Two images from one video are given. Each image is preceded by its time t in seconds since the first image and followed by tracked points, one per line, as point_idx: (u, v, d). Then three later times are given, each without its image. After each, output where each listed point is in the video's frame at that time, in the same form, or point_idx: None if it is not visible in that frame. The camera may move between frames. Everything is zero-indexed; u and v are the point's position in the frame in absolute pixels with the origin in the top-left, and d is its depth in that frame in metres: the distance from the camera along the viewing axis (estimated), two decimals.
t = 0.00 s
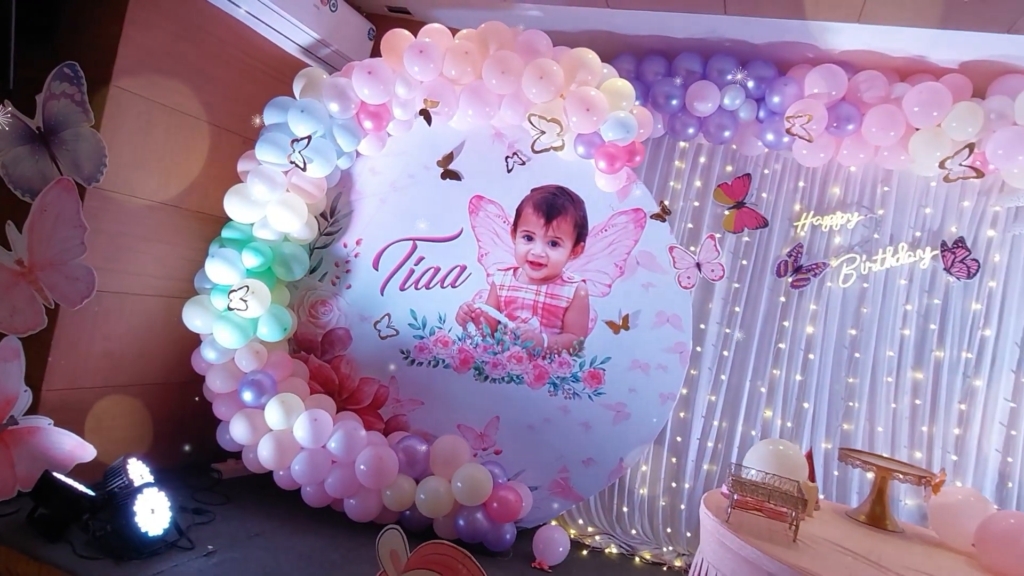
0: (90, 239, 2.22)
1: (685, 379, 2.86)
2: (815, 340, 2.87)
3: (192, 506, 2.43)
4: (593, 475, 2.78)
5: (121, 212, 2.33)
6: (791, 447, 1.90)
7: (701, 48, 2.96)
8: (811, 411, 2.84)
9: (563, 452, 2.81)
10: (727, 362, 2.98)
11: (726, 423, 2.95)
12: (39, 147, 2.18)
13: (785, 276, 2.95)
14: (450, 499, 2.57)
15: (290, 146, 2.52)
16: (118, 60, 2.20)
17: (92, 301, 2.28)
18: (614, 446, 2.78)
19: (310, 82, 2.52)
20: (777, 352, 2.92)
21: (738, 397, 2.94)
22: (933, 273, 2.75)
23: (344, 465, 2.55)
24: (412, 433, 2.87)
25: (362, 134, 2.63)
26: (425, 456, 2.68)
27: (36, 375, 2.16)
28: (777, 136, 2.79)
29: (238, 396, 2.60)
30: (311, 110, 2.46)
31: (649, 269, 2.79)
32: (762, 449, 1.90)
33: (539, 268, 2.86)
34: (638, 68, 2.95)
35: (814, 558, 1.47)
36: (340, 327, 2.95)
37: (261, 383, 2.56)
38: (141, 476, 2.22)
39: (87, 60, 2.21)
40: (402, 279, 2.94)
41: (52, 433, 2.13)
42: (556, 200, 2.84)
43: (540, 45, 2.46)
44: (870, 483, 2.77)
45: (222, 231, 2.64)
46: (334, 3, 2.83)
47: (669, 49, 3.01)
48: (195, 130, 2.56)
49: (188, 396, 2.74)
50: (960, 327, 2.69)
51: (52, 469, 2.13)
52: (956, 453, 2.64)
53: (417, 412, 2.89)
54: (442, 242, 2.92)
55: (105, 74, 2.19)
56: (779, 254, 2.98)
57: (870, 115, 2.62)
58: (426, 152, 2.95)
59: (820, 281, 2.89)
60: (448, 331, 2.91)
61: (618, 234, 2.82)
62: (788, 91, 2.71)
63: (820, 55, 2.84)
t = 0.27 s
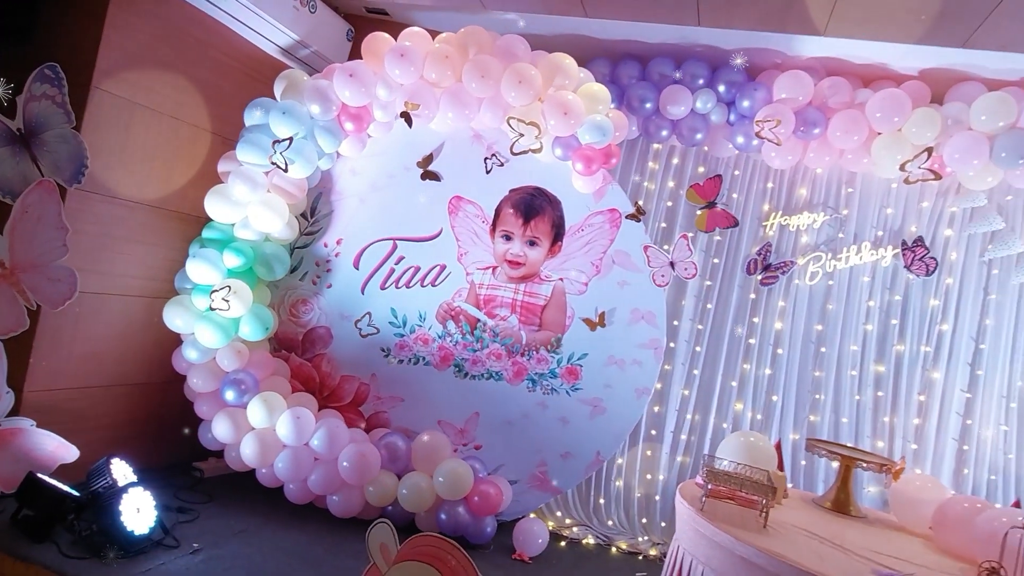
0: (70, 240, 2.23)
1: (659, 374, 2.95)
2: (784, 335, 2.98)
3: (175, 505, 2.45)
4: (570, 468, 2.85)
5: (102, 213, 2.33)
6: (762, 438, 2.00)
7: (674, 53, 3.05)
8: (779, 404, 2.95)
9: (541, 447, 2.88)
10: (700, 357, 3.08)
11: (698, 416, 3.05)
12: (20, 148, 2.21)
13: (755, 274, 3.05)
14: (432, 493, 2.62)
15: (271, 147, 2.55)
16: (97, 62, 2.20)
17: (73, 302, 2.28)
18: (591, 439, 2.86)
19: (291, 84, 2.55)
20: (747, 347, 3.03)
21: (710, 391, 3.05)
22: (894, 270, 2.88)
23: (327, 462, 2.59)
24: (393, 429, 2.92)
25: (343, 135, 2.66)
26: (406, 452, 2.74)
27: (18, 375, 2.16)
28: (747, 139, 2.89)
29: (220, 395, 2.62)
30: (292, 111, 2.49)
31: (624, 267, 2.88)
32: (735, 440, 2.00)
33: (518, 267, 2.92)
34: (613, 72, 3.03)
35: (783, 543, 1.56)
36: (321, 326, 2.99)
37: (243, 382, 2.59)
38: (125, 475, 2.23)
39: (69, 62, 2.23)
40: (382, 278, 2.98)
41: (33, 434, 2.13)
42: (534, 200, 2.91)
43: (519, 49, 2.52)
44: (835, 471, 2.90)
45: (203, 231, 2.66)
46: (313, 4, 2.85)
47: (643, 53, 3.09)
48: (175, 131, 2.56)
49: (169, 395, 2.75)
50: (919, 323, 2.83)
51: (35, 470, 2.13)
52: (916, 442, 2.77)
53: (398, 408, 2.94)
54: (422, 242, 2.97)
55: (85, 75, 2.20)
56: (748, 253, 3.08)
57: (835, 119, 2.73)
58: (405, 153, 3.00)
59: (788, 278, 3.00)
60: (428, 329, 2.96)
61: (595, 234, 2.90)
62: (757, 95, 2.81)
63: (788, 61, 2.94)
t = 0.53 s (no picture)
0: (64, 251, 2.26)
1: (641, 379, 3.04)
2: (760, 341, 3.08)
3: (167, 511, 2.49)
4: (555, 471, 2.93)
5: (94, 224, 2.37)
6: (739, 442, 2.09)
7: (655, 67, 3.13)
8: (756, 408, 3.05)
9: (526, 450, 2.96)
10: (680, 363, 3.17)
11: (678, 420, 3.14)
12: (16, 161, 2.24)
13: (733, 281, 3.14)
14: (421, 497, 2.68)
15: (262, 159, 2.60)
16: (91, 75, 2.24)
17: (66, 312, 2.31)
18: (574, 443, 2.94)
19: (282, 98, 2.60)
20: (726, 352, 3.12)
21: (690, 395, 3.14)
22: (866, 278, 3.00)
23: (317, 468, 2.64)
24: (381, 434, 2.98)
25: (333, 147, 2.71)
26: (395, 456, 2.80)
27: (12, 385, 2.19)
28: (726, 151, 2.97)
29: (211, 402, 2.67)
30: (283, 124, 2.54)
31: (606, 275, 2.96)
32: (714, 444, 2.09)
33: (504, 275, 3.00)
34: (596, 84, 3.11)
35: (758, 542, 1.65)
36: (310, 333, 3.04)
37: (234, 389, 2.63)
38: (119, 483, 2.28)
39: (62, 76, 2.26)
40: (371, 286, 3.04)
41: (27, 442, 2.16)
42: (519, 211, 2.99)
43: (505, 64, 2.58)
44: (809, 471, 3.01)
45: (194, 241, 2.70)
46: (301, 16, 2.90)
47: (625, 66, 3.17)
48: (167, 142, 2.60)
49: (160, 403, 2.79)
50: (889, 329, 2.95)
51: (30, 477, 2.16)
52: (886, 443, 2.89)
53: (387, 414, 3.00)
54: (409, 250, 3.04)
55: (78, 89, 2.24)
56: (727, 261, 3.18)
57: (810, 133, 2.83)
58: (394, 163, 3.07)
59: (765, 286, 3.10)
60: (416, 335, 3.03)
61: (578, 243, 2.98)
62: (735, 109, 2.90)
63: (764, 76, 3.04)
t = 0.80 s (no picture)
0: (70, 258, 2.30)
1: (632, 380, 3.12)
2: (747, 342, 3.18)
3: (170, 512, 2.54)
4: (548, 470, 3.01)
5: (97, 230, 2.41)
6: (728, 440, 2.17)
7: (645, 76, 3.21)
8: (743, 407, 3.15)
9: (521, 450, 3.03)
10: (670, 364, 3.26)
11: (668, 420, 3.22)
12: (21, 168, 2.21)
13: (721, 285, 3.24)
14: (418, 496, 2.75)
15: (262, 166, 2.65)
16: (95, 85, 2.28)
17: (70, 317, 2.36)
18: (567, 443, 3.02)
19: (281, 106, 2.64)
20: (714, 353, 3.21)
21: (679, 395, 3.22)
22: (848, 281, 3.10)
23: (317, 468, 2.70)
24: (379, 435, 3.04)
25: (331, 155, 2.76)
26: (393, 457, 2.86)
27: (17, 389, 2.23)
28: (713, 158, 3.06)
29: (212, 405, 2.72)
30: (283, 132, 2.59)
31: (598, 279, 3.04)
32: (704, 442, 2.17)
33: (498, 279, 3.07)
34: (588, 93, 3.18)
35: (746, 535, 1.73)
36: (308, 337, 3.10)
37: (235, 392, 2.69)
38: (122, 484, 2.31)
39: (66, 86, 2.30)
40: (368, 291, 3.11)
41: (33, 446, 2.18)
42: (513, 217, 3.06)
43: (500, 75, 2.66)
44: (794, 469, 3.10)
45: (194, 247, 2.75)
46: (300, 26, 2.96)
47: (615, 76, 3.25)
48: (168, 150, 2.65)
49: (159, 406, 2.83)
50: (871, 330, 3.05)
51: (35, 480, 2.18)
52: (867, 441, 2.99)
53: (384, 415, 3.06)
54: (406, 256, 3.11)
55: (83, 98, 2.28)
56: (715, 265, 3.27)
57: (794, 142, 2.92)
58: (391, 170, 3.14)
59: (751, 289, 3.20)
60: (412, 339, 3.09)
61: (571, 248, 3.06)
62: (722, 118, 2.98)
63: (751, 86, 3.13)
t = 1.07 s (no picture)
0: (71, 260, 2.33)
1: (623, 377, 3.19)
2: (736, 341, 3.25)
3: (170, 511, 2.58)
4: (542, 466, 3.06)
5: (98, 232, 2.44)
6: (719, 436, 2.25)
7: (636, 81, 3.27)
8: (732, 404, 3.22)
9: (515, 447, 3.09)
10: (661, 362, 3.32)
11: (659, 417, 3.29)
12: (23, 171, 2.23)
13: (710, 284, 3.30)
14: (415, 493, 2.79)
15: (260, 169, 2.67)
16: (96, 88, 2.31)
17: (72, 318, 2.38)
18: (561, 440, 3.08)
19: (280, 109, 2.68)
20: (703, 352, 3.28)
21: (670, 393, 3.29)
22: (833, 281, 3.18)
23: (316, 467, 2.74)
24: (375, 434, 3.09)
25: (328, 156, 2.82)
26: (390, 455, 2.90)
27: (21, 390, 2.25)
28: (703, 161, 3.12)
29: (211, 405, 2.75)
30: (282, 135, 2.62)
31: (591, 280, 3.11)
32: (696, 438, 2.25)
33: (493, 280, 3.13)
34: (580, 96, 3.23)
35: (737, 527, 1.81)
36: (305, 337, 3.15)
37: (234, 392, 2.72)
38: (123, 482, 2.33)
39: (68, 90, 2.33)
40: (365, 291, 3.16)
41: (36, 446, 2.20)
42: (508, 218, 3.12)
43: (496, 79, 2.71)
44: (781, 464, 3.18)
45: (192, 248, 2.78)
46: (296, 29, 2.99)
47: (607, 80, 3.31)
48: (166, 152, 2.68)
49: (157, 406, 2.87)
50: (855, 328, 3.14)
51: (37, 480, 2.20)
52: (852, 436, 3.07)
53: (380, 414, 3.11)
54: (401, 257, 3.16)
55: (83, 101, 2.30)
56: (704, 265, 3.34)
57: (781, 145, 2.98)
58: (387, 173, 3.19)
59: (739, 289, 3.27)
60: (408, 338, 3.14)
61: (564, 249, 3.12)
62: (711, 122, 3.03)
63: (738, 91, 3.21)
